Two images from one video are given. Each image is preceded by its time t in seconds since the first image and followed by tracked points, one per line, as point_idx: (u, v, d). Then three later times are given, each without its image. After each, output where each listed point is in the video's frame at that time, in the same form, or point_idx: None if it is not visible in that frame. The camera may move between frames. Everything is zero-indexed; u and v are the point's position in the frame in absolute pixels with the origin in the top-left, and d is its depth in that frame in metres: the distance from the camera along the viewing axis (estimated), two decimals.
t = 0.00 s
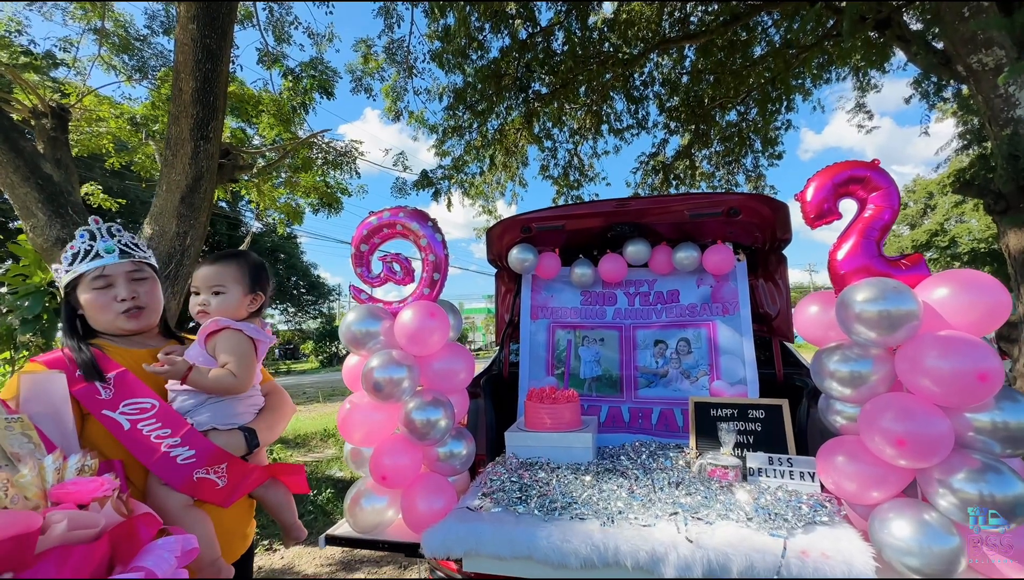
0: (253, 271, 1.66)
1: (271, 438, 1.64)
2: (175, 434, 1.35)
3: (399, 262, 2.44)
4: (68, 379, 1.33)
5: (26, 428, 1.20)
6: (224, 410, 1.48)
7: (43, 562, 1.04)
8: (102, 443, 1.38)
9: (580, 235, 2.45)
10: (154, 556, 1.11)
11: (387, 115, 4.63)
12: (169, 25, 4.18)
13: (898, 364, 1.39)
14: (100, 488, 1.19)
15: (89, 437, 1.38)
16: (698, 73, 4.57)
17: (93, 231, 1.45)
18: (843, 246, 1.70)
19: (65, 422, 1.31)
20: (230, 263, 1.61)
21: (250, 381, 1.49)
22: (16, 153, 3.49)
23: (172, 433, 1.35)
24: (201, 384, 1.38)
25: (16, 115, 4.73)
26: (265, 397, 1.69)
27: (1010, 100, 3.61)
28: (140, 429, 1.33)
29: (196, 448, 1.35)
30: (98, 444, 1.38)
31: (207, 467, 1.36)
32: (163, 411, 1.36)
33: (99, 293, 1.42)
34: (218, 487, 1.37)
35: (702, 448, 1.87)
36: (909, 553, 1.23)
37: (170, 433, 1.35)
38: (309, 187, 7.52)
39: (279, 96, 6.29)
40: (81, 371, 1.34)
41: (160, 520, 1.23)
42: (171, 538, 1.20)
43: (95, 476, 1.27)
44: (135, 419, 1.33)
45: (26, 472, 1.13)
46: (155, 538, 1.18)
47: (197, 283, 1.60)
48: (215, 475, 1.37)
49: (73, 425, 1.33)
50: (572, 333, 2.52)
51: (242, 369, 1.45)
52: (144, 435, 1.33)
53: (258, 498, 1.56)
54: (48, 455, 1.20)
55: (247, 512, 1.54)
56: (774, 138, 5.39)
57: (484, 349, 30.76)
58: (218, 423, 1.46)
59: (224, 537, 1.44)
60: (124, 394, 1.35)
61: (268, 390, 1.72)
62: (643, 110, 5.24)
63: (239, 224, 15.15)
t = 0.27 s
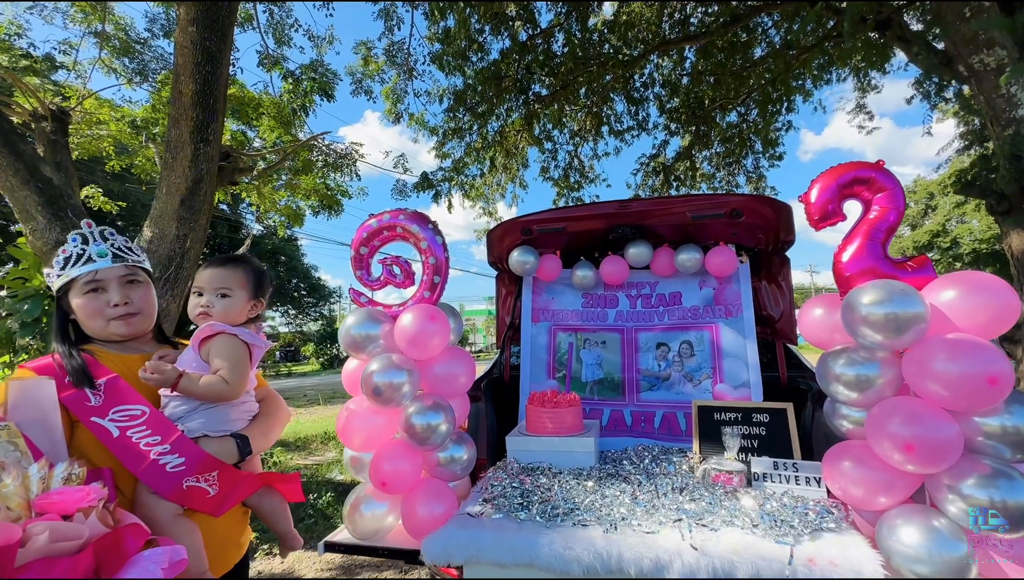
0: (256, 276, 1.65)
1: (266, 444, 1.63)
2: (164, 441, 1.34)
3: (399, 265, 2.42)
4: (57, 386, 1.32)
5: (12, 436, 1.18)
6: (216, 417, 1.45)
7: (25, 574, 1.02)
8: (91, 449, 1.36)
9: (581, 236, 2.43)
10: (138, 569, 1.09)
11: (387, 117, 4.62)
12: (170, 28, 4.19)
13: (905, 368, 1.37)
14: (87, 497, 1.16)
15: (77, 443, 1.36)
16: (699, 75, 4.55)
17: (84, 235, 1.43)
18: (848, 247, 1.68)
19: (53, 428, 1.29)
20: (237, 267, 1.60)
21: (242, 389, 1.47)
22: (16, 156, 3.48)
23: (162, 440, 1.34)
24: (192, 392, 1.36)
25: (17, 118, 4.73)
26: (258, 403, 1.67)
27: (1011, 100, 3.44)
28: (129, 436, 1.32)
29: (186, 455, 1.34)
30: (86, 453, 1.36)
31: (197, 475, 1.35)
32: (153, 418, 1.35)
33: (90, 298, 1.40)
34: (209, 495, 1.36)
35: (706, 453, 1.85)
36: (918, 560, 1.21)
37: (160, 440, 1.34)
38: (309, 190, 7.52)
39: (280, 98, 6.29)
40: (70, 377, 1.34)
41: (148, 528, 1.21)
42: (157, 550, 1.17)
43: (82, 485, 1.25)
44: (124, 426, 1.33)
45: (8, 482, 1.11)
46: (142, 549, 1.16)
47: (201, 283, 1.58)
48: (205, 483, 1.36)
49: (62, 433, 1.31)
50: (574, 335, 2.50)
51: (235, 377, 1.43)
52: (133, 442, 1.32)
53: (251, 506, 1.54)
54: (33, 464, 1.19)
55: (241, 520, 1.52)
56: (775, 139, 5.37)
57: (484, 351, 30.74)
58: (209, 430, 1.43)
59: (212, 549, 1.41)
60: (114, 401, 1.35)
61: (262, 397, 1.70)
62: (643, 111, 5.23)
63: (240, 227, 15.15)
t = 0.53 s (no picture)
0: (247, 281, 1.63)
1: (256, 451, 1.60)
2: (149, 447, 1.31)
3: (398, 266, 2.40)
4: (39, 390, 1.30)
5: None
6: (204, 422, 1.44)
7: None
8: (72, 457, 1.34)
9: (582, 237, 2.41)
10: None
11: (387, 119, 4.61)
12: (169, 31, 4.19)
13: (913, 369, 1.35)
14: (62, 507, 1.15)
15: (59, 450, 1.35)
16: (699, 75, 4.54)
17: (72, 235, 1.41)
18: (854, 247, 1.65)
19: (33, 433, 1.27)
20: (227, 269, 1.58)
21: (232, 395, 1.44)
22: (15, 159, 3.47)
23: (147, 446, 1.31)
24: (180, 400, 1.35)
25: (16, 121, 4.72)
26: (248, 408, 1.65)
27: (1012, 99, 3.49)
28: (113, 443, 1.30)
29: (171, 461, 1.32)
30: (67, 459, 1.35)
31: (182, 482, 1.32)
32: (138, 424, 1.33)
33: (78, 300, 1.38)
34: (194, 504, 1.34)
35: (709, 455, 1.82)
36: (927, 565, 1.18)
37: (144, 446, 1.31)
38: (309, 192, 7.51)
39: (279, 100, 6.28)
40: (54, 381, 1.32)
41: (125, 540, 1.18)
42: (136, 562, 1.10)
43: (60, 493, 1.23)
44: (107, 432, 1.30)
45: None
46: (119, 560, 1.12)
47: (190, 285, 1.55)
48: (190, 490, 1.33)
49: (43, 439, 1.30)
50: (575, 337, 2.48)
51: (224, 383, 1.41)
52: (117, 448, 1.29)
53: (240, 515, 1.51)
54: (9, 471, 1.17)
55: (230, 530, 1.50)
56: (776, 140, 5.35)
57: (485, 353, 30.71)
58: (196, 435, 1.42)
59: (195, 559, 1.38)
60: (98, 406, 1.33)
61: (253, 402, 1.68)
62: (643, 112, 5.21)
63: (240, 229, 15.16)
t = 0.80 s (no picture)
0: (236, 282, 1.62)
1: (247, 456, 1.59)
2: (133, 451, 1.30)
3: (397, 267, 2.39)
4: (22, 393, 1.30)
5: None
6: (190, 426, 1.43)
7: None
8: (54, 462, 1.34)
9: (582, 237, 2.40)
10: None
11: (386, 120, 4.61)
12: (168, 32, 4.19)
13: (914, 369, 1.34)
14: (39, 513, 1.14)
15: (41, 454, 1.34)
16: (698, 75, 4.54)
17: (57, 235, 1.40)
18: (855, 246, 1.65)
19: (15, 438, 1.27)
20: (215, 270, 1.58)
21: (216, 397, 1.42)
22: (14, 161, 3.47)
23: (131, 450, 1.30)
24: (160, 403, 1.33)
25: (16, 122, 4.72)
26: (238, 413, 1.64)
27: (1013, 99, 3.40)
28: (97, 446, 1.29)
29: (156, 466, 1.30)
30: (49, 462, 1.34)
31: (167, 488, 1.30)
32: (122, 427, 1.32)
33: (65, 301, 1.38)
34: (180, 510, 1.32)
35: (709, 456, 1.81)
36: (929, 566, 1.17)
37: (129, 450, 1.30)
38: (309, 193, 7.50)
39: (279, 102, 6.28)
40: (37, 385, 1.31)
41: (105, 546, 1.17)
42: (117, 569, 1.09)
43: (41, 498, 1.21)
44: (92, 435, 1.29)
45: None
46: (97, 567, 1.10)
47: (176, 286, 1.54)
48: (176, 496, 1.32)
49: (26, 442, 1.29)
50: (574, 337, 2.47)
51: (206, 386, 1.39)
52: (101, 453, 1.28)
53: (228, 521, 1.50)
54: None
55: (219, 536, 1.48)
56: (776, 140, 5.35)
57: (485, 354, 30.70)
58: (182, 439, 1.41)
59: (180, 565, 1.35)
60: (82, 409, 1.31)
61: (244, 405, 1.67)
62: (643, 113, 5.21)
63: (240, 231, 15.17)
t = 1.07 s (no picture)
0: (231, 283, 1.64)
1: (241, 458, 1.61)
2: (123, 452, 1.30)
3: (397, 267, 2.40)
4: (12, 394, 1.30)
5: None
6: (182, 427, 1.44)
7: None
8: (43, 462, 1.35)
9: (581, 237, 2.41)
10: None
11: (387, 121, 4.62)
12: (168, 33, 4.20)
13: (909, 368, 1.35)
14: (25, 512, 1.15)
15: (31, 452, 1.35)
16: (698, 75, 4.55)
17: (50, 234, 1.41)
18: (850, 245, 1.65)
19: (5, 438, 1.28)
20: (212, 271, 1.59)
21: (208, 398, 1.43)
22: (15, 162, 3.48)
23: (122, 451, 1.30)
24: (151, 403, 1.33)
25: (17, 124, 4.73)
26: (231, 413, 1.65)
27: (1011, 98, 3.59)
28: (87, 446, 1.29)
29: (146, 467, 1.31)
30: (38, 462, 1.34)
31: (157, 488, 1.31)
32: (113, 427, 1.32)
33: (57, 301, 1.39)
34: (170, 511, 1.32)
35: (707, 455, 1.82)
36: (924, 564, 1.18)
37: (119, 451, 1.30)
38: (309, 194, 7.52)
39: (279, 103, 6.29)
40: (28, 385, 1.32)
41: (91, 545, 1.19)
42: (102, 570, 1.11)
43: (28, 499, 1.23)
44: (82, 435, 1.30)
45: None
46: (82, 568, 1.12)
47: (173, 286, 1.55)
48: (167, 497, 1.33)
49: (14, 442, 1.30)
50: (573, 337, 2.48)
51: (198, 386, 1.39)
52: (90, 453, 1.28)
53: (221, 523, 1.51)
54: None
55: (211, 539, 1.48)
56: (775, 140, 5.36)
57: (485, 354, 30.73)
58: (173, 440, 1.42)
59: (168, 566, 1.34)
60: (72, 409, 1.32)
61: (237, 406, 1.68)
62: (643, 113, 5.22)
63: (241, 231, 15.19)
